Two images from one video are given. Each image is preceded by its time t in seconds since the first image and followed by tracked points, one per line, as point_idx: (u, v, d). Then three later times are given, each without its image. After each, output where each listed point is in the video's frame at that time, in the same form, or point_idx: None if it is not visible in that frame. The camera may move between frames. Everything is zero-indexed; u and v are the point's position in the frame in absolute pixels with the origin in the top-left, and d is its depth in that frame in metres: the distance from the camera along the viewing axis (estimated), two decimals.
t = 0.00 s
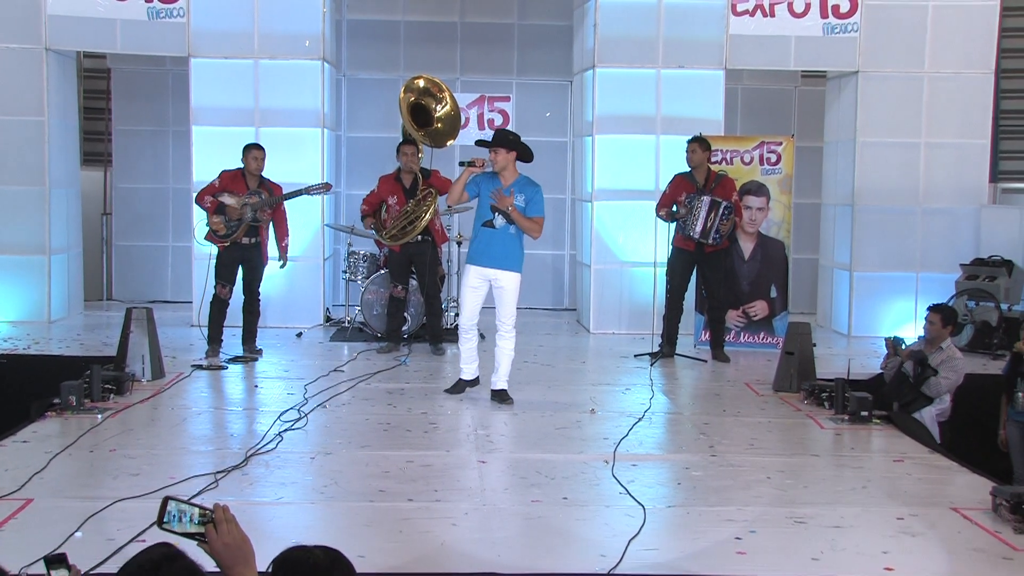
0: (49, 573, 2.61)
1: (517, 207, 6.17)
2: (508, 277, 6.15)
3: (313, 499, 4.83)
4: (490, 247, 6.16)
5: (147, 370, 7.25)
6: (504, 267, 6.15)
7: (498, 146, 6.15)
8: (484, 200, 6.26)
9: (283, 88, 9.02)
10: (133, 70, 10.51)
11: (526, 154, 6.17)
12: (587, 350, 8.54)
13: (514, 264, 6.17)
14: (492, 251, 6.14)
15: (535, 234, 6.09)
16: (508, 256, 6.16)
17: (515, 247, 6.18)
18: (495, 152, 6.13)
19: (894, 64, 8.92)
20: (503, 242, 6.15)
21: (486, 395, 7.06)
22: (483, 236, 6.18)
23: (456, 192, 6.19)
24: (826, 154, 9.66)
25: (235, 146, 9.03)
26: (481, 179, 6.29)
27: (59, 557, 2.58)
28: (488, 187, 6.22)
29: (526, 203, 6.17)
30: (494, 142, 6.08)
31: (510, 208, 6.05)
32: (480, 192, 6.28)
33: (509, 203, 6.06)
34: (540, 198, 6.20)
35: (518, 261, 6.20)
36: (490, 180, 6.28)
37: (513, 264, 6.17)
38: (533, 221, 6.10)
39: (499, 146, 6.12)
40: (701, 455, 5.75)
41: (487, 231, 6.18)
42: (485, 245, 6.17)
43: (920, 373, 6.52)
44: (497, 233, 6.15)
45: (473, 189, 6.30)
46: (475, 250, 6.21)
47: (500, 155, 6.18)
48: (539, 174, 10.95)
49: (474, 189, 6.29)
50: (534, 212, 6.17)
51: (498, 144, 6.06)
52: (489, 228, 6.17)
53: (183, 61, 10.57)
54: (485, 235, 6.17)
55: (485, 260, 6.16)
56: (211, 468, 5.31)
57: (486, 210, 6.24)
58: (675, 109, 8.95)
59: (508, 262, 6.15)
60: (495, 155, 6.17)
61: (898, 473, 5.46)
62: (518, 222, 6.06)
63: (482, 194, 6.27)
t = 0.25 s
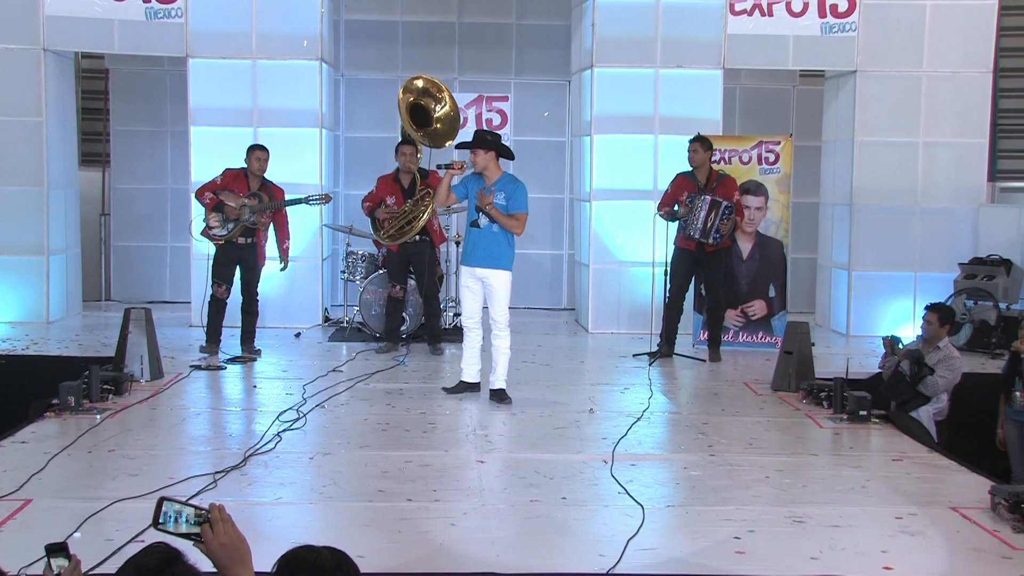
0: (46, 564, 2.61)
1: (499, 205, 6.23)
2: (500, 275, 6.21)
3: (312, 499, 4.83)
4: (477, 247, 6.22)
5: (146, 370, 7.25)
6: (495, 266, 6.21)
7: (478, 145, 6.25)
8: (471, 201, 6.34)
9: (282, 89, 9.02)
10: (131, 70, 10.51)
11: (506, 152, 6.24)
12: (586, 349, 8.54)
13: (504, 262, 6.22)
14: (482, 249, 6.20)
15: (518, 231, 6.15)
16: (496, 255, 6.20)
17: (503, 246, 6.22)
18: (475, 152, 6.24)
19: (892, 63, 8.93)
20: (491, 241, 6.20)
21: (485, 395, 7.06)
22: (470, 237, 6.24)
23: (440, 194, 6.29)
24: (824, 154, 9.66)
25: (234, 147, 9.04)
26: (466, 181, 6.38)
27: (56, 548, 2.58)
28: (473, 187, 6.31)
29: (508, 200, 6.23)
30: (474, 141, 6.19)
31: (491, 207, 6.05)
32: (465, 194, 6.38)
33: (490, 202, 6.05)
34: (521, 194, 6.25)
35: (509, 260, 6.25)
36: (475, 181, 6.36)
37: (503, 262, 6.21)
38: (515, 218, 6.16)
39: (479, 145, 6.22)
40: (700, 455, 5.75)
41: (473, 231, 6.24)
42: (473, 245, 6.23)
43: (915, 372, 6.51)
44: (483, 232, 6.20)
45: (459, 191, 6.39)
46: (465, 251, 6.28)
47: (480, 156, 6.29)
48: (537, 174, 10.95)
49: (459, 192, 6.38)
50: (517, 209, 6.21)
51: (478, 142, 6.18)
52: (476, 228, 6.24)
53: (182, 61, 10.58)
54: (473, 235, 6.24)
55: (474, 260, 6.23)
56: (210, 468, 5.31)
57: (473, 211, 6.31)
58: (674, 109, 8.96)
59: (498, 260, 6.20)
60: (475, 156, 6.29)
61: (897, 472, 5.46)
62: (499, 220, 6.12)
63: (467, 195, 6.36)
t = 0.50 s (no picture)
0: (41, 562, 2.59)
1: (485, 206, 6.22)
2: (496, 274, 6.21)
3: (311, 499, 4.83)
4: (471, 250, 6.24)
5: (143, 371, 7.24)
6: (489, 264, 6.21)
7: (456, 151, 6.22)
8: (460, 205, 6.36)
9: (280, 90, 9.01)
10: (128, 71, 10.50)
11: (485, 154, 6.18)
12: (584, 349, 8.54)
13: (501, 260, 6.23)
14: (476, 249, 6.21)
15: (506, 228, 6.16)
16: (489, 255, 6.21)
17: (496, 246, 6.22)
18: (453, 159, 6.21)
19: (889, 63, 8.94)
20: (483, 242, 6.21)
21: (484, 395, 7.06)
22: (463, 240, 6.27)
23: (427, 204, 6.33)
24: (822, 153, 9.67)
25: (233, 147, 9.03)
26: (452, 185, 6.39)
27: (51, 547, 2.56)
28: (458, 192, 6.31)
29: (493, 199, 6.23)
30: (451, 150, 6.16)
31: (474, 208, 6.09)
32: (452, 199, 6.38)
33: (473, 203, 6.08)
34: (506, 191, 6.23)
35: (504, 257, 6.25)
36: (461, 184, 6.36)
37: (498, 260, 6.21)
38: (502, 217, 6.18)
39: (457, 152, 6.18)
40: (699, 454, 5.75)
41: (466, 234, 6.26)
42: (466, 247, 6.25)
43: (912, 372, 6.48)
44: (474, 234, 6.22)
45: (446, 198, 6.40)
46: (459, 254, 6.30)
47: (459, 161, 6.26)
48: (535, 174, 10.94)
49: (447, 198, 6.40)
50: (504, 205, 6.21)
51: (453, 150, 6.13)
52: (466, 231, 6.26)
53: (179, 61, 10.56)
54: (465, 238, 6.26)
55: (468, 263, 6.24)
56: (208, 469, 5.31)
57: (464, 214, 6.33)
58: (672, 109, 8.97)
59: (493, 258, 6.20)
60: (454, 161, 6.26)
61: (895, 471, 5.47)
62: (486, 220, 6.14)
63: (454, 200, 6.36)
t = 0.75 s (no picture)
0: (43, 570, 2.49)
1: (475, 204, 6.23)
2: (491, 273, 6.22)
3: (307, 499, 4.83)
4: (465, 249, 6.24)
5: (141, 370, 7.24)
6: (483, 263, 6.22)
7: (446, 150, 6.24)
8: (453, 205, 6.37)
9: (277, 90, 9.02)
10: (125, 70, 10.50)
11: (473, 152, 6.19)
12: (581, 349, 8.54)
13: (494, 259, 6.23)
14: (469, 248, 6.21)
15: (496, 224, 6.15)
16: (483, 253, 6.21)
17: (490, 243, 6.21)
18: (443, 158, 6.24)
19: (886, 63, 8.94)
20: (477, 241, 6.21)
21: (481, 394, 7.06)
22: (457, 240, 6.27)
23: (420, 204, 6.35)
24: (819, 153, 9.66)
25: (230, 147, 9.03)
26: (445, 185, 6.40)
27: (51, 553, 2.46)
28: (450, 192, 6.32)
29: (483, 197, 6.22)
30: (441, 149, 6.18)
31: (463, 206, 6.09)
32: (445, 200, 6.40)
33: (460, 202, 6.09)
34: (496, 188, 6.23)
35: (498, 256, 6.25)
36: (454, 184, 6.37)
37: (492, 259, 6.22)
38: (492, 213, 6.16)
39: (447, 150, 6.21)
40: (696, 454, 5.75)
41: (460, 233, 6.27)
42: (461, 246, 6.25)
43: (907, 371, 6.53)
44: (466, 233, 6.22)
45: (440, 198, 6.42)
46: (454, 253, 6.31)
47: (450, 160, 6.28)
48: (532, 174, 10.95)
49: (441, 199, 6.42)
50: (494, 202, 6.20)
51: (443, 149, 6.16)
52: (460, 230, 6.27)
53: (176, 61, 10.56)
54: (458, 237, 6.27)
55: (463, 261, 6.25)
56: (204, 469, 5.31)
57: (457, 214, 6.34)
58: (669, 109, 8.96)
59: (488, 257, 6.21)
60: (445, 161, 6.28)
61: (892, 471, 5.47)
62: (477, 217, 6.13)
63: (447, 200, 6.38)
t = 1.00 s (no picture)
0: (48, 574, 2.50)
1: (472, 204, 6.23)
2: (487, 272, 6.22)
3: (307, 499, 4.83)
4: (462, 248, 6.24)
5: (140, 370, 7.24)
6: (480, 263, 6.22)
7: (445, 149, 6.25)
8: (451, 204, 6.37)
9: (277, 89, 9.02)
10: (125, 70, 10.50)
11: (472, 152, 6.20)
12: (581, 349, 8.54)
13: (491, 259, 6.23)
14: (466, 248, 6.21)
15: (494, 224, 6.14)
16: (480, 252, 6.20)
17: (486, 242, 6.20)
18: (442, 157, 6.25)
19: (886, 63, 8.94)
20: (473, 240, 6.20)
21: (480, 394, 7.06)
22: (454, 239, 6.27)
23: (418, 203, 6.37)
24: (819, 154, 9.66)
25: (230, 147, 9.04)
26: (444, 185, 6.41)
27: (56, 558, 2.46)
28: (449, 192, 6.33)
29: (480, 196, 6.22)
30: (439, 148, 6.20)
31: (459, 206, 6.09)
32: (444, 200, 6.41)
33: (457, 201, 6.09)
34: (494, 189, 6.22)
35: (495, 256, 6.25)
36: (453, 184, 6.38)
37: (488, 259, 6.22)
38: (490, 213, 6.15)
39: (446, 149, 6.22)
40: (695, 454, 5.75)
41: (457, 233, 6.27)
42: (458, 245, 6.26)
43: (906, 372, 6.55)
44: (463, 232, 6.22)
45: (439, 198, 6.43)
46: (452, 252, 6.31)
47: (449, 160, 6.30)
48: (532, 174, 10.95)
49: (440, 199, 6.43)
50: (491, 202, 6.19)
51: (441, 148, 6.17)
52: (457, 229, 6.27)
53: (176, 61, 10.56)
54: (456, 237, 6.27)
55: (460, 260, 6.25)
56: (203, 468, 5.31)
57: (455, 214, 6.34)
58: (669, 108, 8.96)
59: (484, 257, 6.21)
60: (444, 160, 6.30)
61: (892, 471, 5.46)
62: (473, 216, 6.13)
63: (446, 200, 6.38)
